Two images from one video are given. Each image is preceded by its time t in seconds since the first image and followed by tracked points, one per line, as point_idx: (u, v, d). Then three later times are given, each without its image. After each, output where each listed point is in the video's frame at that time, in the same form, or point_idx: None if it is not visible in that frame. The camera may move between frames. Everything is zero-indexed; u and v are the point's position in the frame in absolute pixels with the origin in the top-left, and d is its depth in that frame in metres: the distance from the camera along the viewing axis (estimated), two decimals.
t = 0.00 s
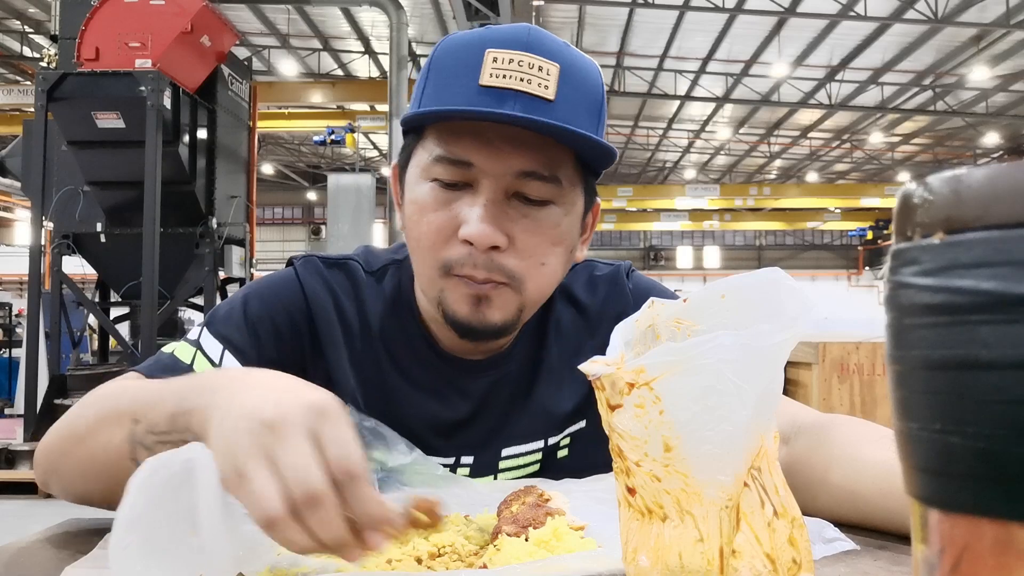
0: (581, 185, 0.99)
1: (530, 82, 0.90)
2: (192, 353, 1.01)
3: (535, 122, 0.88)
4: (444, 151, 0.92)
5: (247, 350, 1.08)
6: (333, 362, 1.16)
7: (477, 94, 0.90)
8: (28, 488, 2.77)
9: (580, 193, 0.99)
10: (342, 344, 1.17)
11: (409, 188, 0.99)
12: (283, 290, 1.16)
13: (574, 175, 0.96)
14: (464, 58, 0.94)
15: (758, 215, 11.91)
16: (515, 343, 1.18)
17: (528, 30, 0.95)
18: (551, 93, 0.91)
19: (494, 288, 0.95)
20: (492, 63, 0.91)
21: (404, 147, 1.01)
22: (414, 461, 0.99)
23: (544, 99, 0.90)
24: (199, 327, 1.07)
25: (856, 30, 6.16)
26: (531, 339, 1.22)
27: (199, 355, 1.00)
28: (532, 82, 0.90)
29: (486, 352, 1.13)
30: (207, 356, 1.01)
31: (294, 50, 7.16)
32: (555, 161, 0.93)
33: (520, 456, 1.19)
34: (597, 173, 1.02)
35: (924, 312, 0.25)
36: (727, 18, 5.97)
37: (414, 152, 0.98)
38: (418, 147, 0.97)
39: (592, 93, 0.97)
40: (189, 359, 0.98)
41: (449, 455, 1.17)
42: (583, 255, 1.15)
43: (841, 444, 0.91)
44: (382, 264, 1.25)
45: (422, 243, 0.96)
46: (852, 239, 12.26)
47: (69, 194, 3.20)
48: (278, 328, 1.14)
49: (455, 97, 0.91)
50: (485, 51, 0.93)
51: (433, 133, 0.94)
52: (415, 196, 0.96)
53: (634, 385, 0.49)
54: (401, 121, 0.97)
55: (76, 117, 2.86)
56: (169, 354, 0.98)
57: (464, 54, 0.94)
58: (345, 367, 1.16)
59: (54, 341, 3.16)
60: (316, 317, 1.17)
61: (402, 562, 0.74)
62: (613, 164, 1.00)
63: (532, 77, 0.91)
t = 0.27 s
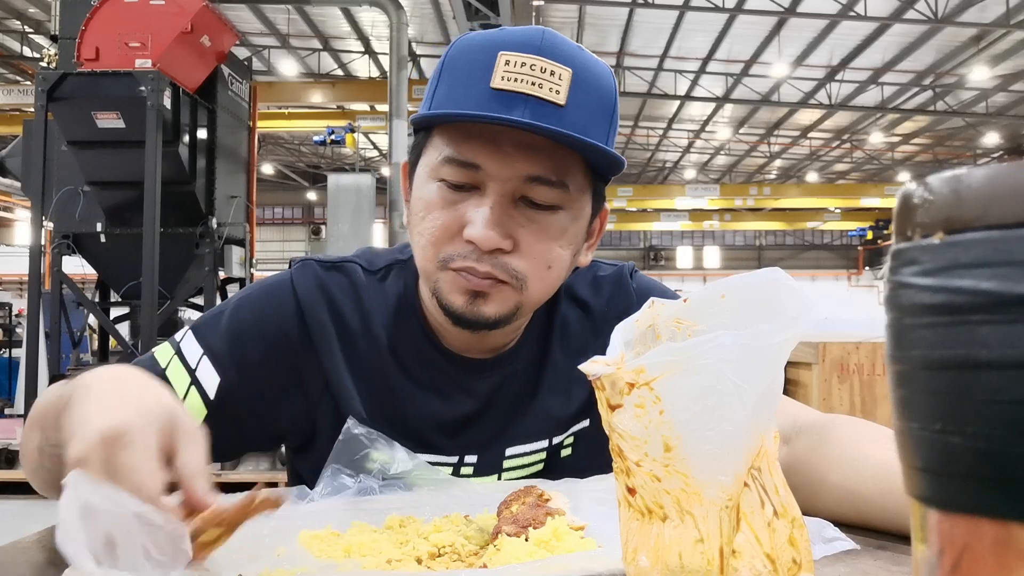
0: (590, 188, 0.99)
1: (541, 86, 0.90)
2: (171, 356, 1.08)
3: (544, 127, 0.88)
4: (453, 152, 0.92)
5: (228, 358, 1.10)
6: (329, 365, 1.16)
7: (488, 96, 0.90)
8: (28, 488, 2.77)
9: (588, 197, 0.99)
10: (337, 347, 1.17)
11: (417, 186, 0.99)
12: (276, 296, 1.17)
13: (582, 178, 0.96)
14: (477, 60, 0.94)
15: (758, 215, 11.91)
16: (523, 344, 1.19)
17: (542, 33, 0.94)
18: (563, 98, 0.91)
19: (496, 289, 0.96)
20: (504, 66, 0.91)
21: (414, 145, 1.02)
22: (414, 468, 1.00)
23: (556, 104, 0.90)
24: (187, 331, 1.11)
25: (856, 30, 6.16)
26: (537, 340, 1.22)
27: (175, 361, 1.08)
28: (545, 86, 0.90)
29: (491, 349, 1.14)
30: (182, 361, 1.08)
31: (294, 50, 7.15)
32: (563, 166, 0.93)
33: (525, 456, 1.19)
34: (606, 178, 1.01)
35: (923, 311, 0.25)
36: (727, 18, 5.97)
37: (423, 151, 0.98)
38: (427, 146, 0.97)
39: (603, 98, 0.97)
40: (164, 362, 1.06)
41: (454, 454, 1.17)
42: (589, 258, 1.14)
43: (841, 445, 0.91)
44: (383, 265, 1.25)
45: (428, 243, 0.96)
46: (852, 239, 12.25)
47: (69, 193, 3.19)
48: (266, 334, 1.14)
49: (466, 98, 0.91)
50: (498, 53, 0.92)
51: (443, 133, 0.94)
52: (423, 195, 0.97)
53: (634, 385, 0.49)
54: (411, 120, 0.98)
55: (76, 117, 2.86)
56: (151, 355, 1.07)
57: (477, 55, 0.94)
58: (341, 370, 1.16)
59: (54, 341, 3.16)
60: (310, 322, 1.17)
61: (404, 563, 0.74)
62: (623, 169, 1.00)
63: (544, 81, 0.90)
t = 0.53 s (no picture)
0: (574, 184, 0.99)
1: (520, 84, 0.90)
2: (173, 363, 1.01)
3: (522, 125, 0.88)
4: (434, 153, 0.92)
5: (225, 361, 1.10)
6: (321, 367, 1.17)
7: (467, 96, 0.90)
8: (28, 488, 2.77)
9: (572, 194, 0.99)
10: (329, 349, 1.18)
11: (401, 189, 0.99)
12: (266, 300, 1.18)
13: (565, 176, 0.96)
14: (455, 60, 0.93)
15: (758, 215, 11.91)
16: (512, 344, 1.19)
17: (521, 30, 0.94)
18: (542, 95, 0.91)
19: (481, 288, 0.96)
20: (483, 65, 0.91)
21: (396, 148, 1.01)
22: (414, 468, 1.00)
23: (536, 102, 0.90)
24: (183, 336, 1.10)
25: (855, 30, 6.16)
26: (527, 339, 1.22)
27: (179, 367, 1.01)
28: (524, 84, 0.90)
29: (480, 349, 1.14)
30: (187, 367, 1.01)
31: (294, 50, 7.15)
32: (546, 163, 0.93)
33: (516, 455, 1.19)
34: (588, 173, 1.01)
35: (924, 311, 0.25)
36: (727, 18, 5.97)
37: (406, 153, 0.98)
38: (410, 148, 0.97)
39: (585, 95, 0.97)
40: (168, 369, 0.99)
41: (445, 453, 1.17)
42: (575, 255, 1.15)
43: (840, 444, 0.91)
44: (374, 265, 1.25)
45: (414, 244, 0.96)
46: (852, 239, 12.25)
47: (68, 193, 3.19)
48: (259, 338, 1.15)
49: (446, 99, 0.91)
50: (475, 53, 0.92)
51: (423, 135, 0.94)
52: (407, 196, 0.96)
53: (634, 385, 0.49)
54: (392, 123, 0.97)
55: (76, 117, 2.86)
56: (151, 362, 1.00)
57: (456, 55, 0.94)
58: (332, 371, 1.17)
59: (54, 341, 3.16)
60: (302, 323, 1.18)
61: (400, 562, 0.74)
62: (605, 164, 1.00)
63: (523, 79, 0.90)
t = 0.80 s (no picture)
0: (575, 181, 0.99)
1: (520, 81, 0.90)
2: (197, 351, 1.02)
3: (523, 120, 0.88)
4: (437, 151, 0.92)
5: (252, 351, 1.08)
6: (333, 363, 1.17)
7: (469, 95, 0.90)
8: (28, 488, 2.76)
9: (574, 191, 0.99)
10: (341, 345, 1.17)
11: (403, 189, 0.99)
12: (283, 291, 1.16)
13: (566, 172, 0.96)
14: (455, 58, 0.93)
15: (758, 215, 11.91)
16: (514, 343, 1.19)
17: (519, 28, 0.94)
18: (543, 92, 0.91)
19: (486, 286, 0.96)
20: (483, 62, 0.91)
21: (398, 148, 1.01)
22: (413, 467, 1.01)
23: (537, 99, 0.90)
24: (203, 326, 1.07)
25: (856, 30, 6.16)
26: (530, 339, 1.22)
27: (203, 354, 1.02)
28: (524, 81, 0.90)
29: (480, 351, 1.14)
30: (211, 355, 1.02)
31: (294, 49, 7.15)
32: (547, 160, 0.93)
33: (519, 456, 1.19)
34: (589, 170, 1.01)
35: (924, 312, 0.25)
36: (727, 18, 5.96)
37: (408, 152, 0.98)
38: (412, 147, 0.97)
39: (584, 93, 0.97)
40: (194, 357, 1.00)
41: (449, 453, 1.17)
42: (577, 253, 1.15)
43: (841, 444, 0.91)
44: (380, 264, 1.25)
45: (419, 243, 0.96)
46: (852, 239, 12.25)
47: (69, 193, 3.19)
48: (279, 328, 1.14)
49: (446, 98, 0.91)
50: (475, 51, 0.92)
51: (426, 134, 0.94)
52: (409, 196, 0.96)
53: (633, 385, 0.49)
54: (394, 122, 0.97)
55: (76, 117, 2.86)
56: (176, 350, 1.00)
57: (455, 53, 0.94)
58: (344, 368, 1.16)
59: (54, 341, 3.16)
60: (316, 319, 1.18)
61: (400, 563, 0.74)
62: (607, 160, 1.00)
63: (523, 76, 0.91)
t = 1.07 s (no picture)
0: (591, 186, 0.99)
1: (543, 86, 0.90)
2: (195, 355, 1.02)
3: (548, 127, 0.88)
4: (456, 153, 0.92)
5: (250, 356, 1.08)
6: (336, 365, 1.16)
7: (490, 98, 0.90)
8: (28, 487, 2.77)
9: (590, 197, 0.99)
10: (345, 348, 1.17)
11: (417, 190, 0.98)
12: (286, 293, 1.16)
13: (583, 177, 0.96)
14: (477, 61, 0.94)
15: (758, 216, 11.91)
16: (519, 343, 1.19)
17: (542, 34, 0.95)
18: (564, 98, 0.91)
19: (503, 289, 0.95)
20: (506, 67, 0.91)
21: (412, 148, 1.01)
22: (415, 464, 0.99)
23: (558, 105, 0.90)
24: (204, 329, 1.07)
25: (855, 30, 6.16)
26: (535, 339, 1.22)
27: (201, 357, 1.01)
28: (546, 87, 0.90)
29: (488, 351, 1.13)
30: (209, 360, 1.02)
31: (294, 50, 7.14)
32: (566, 166, 0.93)
33: (524, 456, 1.19)
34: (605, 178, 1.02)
35: (925, 312, 0.25)
36: (727, 18, 5.97)
37: (423, 153, 0.98)
38: (428, 149, 0.96)
39: (602, 100, 0.97)
40: (192, 361, 0.99)
41: (454, 454, 1.17)
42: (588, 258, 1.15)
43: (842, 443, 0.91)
44: (386, 265, 1.25)
45: (433, 245, 0.96)
46: (852, 239, 12.25)
47: (68, 193, 3.19)
48: (279, 328, 1.14)
49: (469, 100, 0.91)
50: (498, 55, 0.93)
51: (445, 136, 0.93)
52: (424, 198, 0.96)
53: (634, 385, 0.49)
54: (413, 122, 0.97)
55: (76, 117, 2.86)
56: (174, 354, 1.00)
57: (478, 57, 0.94)
58: (348, 370, 1.16)
59: (54, 341, 3.16)
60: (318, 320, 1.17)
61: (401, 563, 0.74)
62: (625, 167, 1.00)
63: (545, 81, 0.91)
